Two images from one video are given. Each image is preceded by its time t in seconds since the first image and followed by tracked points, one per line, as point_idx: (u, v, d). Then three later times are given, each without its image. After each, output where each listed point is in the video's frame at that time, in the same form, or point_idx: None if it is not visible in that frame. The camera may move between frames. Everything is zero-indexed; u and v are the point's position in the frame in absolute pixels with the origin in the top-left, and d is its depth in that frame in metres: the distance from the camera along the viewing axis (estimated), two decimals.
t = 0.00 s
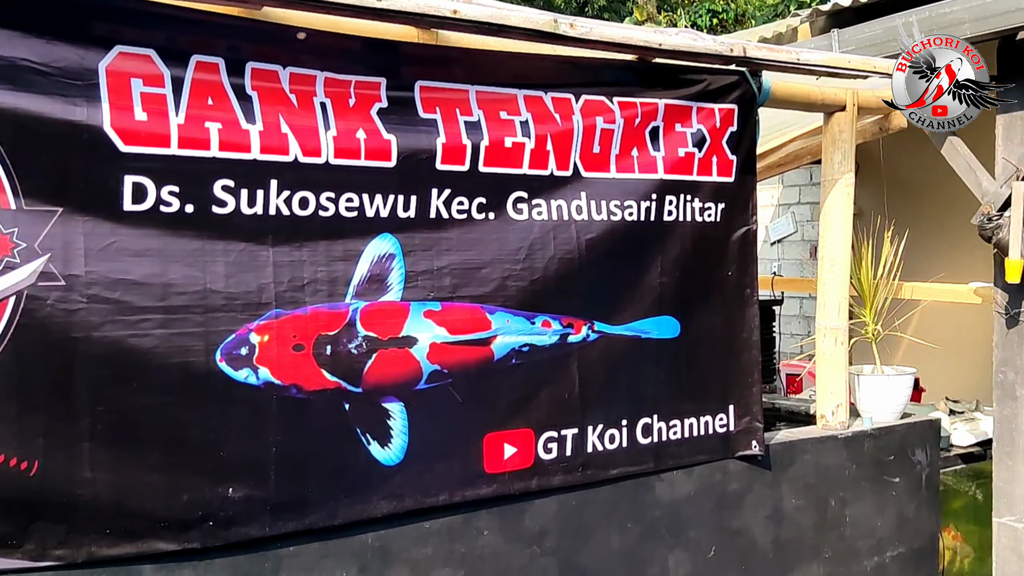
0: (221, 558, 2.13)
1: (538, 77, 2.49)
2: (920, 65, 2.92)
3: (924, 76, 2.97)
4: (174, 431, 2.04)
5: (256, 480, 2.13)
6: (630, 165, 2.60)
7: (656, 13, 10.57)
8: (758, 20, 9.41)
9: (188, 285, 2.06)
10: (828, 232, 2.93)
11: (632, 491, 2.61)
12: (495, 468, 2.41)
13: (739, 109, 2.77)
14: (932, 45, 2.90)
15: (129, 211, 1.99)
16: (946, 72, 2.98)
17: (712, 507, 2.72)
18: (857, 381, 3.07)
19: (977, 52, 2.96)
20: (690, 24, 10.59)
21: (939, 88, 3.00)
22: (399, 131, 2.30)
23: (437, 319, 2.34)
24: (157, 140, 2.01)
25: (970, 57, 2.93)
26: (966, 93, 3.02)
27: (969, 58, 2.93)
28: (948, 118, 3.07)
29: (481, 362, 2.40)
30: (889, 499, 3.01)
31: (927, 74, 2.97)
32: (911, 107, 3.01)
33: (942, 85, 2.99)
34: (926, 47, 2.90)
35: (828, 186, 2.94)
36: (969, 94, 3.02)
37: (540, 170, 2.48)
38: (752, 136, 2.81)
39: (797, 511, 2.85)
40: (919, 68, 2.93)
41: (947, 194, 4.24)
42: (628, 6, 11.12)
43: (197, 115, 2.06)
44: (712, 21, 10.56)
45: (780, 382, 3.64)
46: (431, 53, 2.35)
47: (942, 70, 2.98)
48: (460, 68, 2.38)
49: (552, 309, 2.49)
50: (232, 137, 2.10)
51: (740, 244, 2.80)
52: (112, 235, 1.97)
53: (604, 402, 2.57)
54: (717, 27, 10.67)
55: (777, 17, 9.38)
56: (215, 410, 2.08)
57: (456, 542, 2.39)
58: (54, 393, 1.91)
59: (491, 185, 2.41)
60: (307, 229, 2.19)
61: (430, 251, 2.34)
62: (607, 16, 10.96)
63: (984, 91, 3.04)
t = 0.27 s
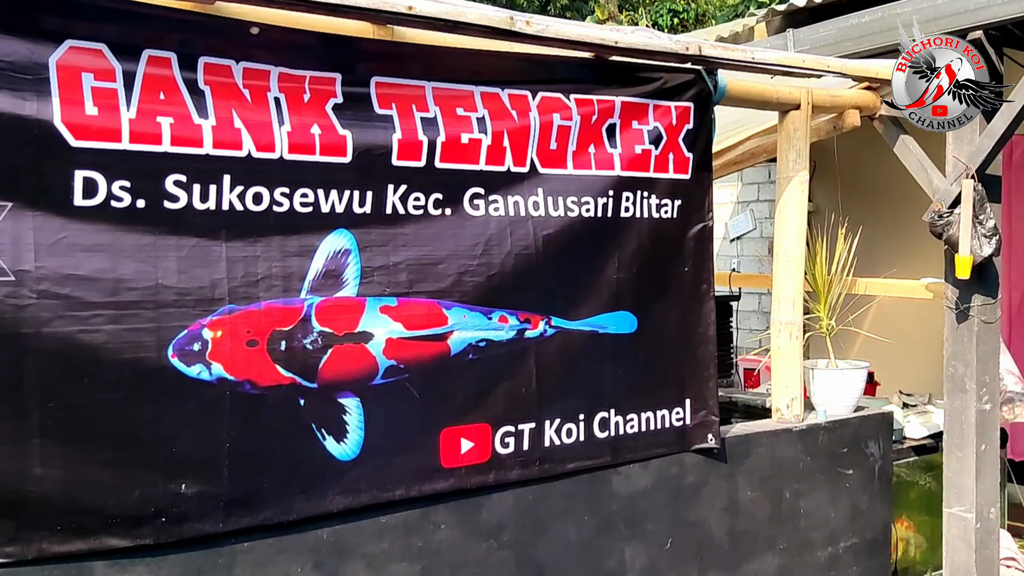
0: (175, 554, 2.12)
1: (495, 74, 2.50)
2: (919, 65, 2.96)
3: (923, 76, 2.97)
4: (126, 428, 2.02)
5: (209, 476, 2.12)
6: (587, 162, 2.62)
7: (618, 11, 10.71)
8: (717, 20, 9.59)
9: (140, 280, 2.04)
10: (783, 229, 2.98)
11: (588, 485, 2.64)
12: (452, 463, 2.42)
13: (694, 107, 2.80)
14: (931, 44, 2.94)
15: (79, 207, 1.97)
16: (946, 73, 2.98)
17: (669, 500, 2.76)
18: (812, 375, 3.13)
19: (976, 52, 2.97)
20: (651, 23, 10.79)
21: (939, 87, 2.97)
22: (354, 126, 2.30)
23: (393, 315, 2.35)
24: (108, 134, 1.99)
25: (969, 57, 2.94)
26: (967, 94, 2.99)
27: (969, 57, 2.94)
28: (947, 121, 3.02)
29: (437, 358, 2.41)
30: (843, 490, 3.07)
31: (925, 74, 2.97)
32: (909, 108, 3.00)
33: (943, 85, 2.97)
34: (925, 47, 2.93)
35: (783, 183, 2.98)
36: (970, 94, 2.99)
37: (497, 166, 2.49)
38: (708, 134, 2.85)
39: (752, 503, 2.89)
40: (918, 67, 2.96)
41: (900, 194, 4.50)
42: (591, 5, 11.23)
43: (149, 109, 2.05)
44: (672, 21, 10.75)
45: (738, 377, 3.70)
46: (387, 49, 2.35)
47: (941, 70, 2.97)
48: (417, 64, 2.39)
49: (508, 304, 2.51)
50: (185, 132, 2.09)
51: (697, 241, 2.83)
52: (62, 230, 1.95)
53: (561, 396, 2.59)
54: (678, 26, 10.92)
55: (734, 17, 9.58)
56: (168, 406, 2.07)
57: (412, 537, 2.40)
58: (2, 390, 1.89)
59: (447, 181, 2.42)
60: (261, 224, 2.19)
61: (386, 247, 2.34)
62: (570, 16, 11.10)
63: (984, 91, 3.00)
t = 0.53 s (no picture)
0: (121, 552, 2.10)
1: (447, 70, 2.51)
2: (920, 66, 3.01)
3: (923, 76, 3.01)
4: (71, 425, 2.00)
5: (156, 474, 2.10)
6: (539, 159, 2.64)
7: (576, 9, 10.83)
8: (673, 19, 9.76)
9: (85, 276, 2.01)
10: (734, 226, 3.02)
11: (541, 479, 2.66)
12: (404, 458, 2.43)
13: (647, 105, 2.83)
14: (932, 46, 2.99)
15: (23, 202, 1.94)
16: (947, 73, 3.01)
17: (621, 493, 2.79)
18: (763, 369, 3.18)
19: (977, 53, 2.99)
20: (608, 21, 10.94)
21: (939, 87, 3.01)
22: (303, 122, 2.29)
23: (344, 311, 2.35)
24: (52, 129, 1.96)
25: (969, 56, 2.97)
26: (967, 93, 3.00)
27: (969, 57, 2.96)
28: (947, 120, 3.02)
29: (389, 354, 2.41)
30: (793, 483, 3.13)
31: (926, 74, 3.01)
32: (909, 108, 3.04)
33: (943, 84, 3.00)
34: (924, 46, 2.97)
35: (735, 181, 3.03)
36: (970, 93, 2.99)
37: (449, 162, 2.50)
38: (660, 131, 2.88)
39: (703, 495, 2.94)
40: (918, 67, 3.01)
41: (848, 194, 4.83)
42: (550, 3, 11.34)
43: (94, 104, 2.02)
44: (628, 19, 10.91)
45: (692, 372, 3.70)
46: (338, 44, 2.34)
47: (941, 70, 3.00)
48: (368, 60, 2.39)
49: (460, 300, 2.52)
50: (130, 127, 2.06)
51: (649, 237, 2.86)
52: (5, 226, 1.92)
53: (514, 392, 2.61)
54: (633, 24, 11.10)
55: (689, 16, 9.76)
56: (114, 403, 2.04)
57: (363, 533, 2.40)
58: None
59: (398, 177, 2.42)
60: (208, 220, 2.17)
61: (337, 243, 2.34)
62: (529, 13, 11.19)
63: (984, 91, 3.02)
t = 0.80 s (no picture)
0: (63, 552, 2.06)
1: (393, 67, 2.50)
2: (922, 64, 2.91)
3: (922, 76, 2.92)
4: (10, 423, 1.95)
5: (98, 473, 2.07)
6: (487, 156, 2.65)
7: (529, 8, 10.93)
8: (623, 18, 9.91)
9: (22, 274, 1.97)
10: (682, 223, 3.06)
11: (490, 475, 2.67)
12: (351, 456, 2.42)
13: (595, 102, 2.86)
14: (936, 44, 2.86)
15: None
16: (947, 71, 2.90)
17: (570, 488, 2.81)
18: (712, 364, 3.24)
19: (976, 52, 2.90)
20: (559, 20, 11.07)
21: (939, 87, 2.93)
22: (246, 117, 2.27)
23: (289, 308, 2.33)
24: None
25: (969, 56, 2.86)
26: (967, 93, 2.93)
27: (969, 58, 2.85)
28: (947, 119, 2.99)
29: (335, 351, 2.40)
30: (741, 475, 3.18)
31: (925, 74, 2.91)
32: (909, 107, 2.99)
33: (943, 84, 2.92)
34: (924, 46, 2.85)
35: (683, 178, 3.06)
36: (970, 94, 2.93)
37: (396, 159, 2.49)
38: (609, 129, 2.91)
39: (652, 489, 2.97)
40: (918, 67, 2.91)
41: (794, 197, 5.16)
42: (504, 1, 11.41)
43: (31, 99, 1.98)
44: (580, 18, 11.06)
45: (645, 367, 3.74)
46: (282, 40, 2.33)
47: (940, 70, 2.90)
48: (313, 55, 2.38)
49: (408, 297, 2.52)
50: (69, 123, 2.02)
51: (598, 234, 2.89)
52: None
53: (462, 388, 2.61)
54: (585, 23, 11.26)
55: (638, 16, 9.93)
56: (53, 402, 2.01)
57: (310, 530, 2.40)
58: None
59: (344, 174, 2.41)
60: (149, 217, 2.14)
61: (281, 240, 2.32)
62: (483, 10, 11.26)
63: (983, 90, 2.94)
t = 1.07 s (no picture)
0: None
1: (339, 65, 2.50)
2: (918, 65, 3.19)
3: (921, 76, 3.26)
4: None
5: (36, 474, 2.04)
6: (435, 154, 2.65)
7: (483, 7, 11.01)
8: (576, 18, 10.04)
9: None
10: (631, 222, 3.09)
11: (438, 472, 2.68)
12: (296, 455, 2.41)
13: (543, 102, 2.88)
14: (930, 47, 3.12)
15: None
16: (948, 71, 3.26)
17: (519, 484, 2.83)
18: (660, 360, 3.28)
19: (974, 51, 3.23)
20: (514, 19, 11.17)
21: (938, 87, 3.29)
22: (188, 115, 2.25)
23: (232, 307, 2.32)
24: None
25: (969, 57, 3.22)
26: (967, 93, 3.32)
27: (969, 59, 3.21)
28: (947, 118, 3.41)
29: (280, 349, 2.39)
30: (689, 470, 3.23)
31: (923, 75, 3.24)
32: (910, 107, 3.34)
33: (942, 84, 3.29)
34: (924, 45, 3.07)
35: (631, 177, 3.09)
36: (972, 93, 3.33)
37: (342, 157, 2.49)
38: (557, 128, 2.93)
39: (601, 485, 3.01)
40: (919, 68, 3.22)
41: (743, 196, 5.44)
42: None
43: None
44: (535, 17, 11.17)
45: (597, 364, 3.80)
46: (225, 37, 2.31)
47: (939, 71, 3.25)
48: (256, 52, 2.36)
49: (354, 295, 2.52)
50: (6, 120, 1.99)
51: (546, 232, 2.91)
52: None
53: (410, 385, 2.62)
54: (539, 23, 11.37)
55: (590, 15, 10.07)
56: None
57: (254, 530, 2.38)
58: None
59: (289, 172, 2.40)
60: (88, 215, 2.11)
61: (224, 238, 2.31)
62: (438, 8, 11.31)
63: (988, 92, 3.39)
